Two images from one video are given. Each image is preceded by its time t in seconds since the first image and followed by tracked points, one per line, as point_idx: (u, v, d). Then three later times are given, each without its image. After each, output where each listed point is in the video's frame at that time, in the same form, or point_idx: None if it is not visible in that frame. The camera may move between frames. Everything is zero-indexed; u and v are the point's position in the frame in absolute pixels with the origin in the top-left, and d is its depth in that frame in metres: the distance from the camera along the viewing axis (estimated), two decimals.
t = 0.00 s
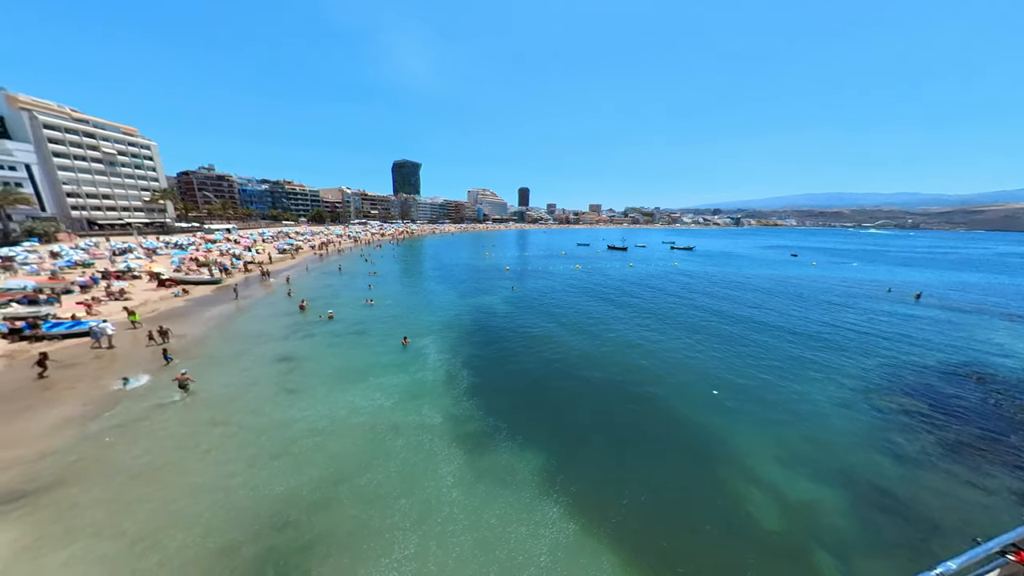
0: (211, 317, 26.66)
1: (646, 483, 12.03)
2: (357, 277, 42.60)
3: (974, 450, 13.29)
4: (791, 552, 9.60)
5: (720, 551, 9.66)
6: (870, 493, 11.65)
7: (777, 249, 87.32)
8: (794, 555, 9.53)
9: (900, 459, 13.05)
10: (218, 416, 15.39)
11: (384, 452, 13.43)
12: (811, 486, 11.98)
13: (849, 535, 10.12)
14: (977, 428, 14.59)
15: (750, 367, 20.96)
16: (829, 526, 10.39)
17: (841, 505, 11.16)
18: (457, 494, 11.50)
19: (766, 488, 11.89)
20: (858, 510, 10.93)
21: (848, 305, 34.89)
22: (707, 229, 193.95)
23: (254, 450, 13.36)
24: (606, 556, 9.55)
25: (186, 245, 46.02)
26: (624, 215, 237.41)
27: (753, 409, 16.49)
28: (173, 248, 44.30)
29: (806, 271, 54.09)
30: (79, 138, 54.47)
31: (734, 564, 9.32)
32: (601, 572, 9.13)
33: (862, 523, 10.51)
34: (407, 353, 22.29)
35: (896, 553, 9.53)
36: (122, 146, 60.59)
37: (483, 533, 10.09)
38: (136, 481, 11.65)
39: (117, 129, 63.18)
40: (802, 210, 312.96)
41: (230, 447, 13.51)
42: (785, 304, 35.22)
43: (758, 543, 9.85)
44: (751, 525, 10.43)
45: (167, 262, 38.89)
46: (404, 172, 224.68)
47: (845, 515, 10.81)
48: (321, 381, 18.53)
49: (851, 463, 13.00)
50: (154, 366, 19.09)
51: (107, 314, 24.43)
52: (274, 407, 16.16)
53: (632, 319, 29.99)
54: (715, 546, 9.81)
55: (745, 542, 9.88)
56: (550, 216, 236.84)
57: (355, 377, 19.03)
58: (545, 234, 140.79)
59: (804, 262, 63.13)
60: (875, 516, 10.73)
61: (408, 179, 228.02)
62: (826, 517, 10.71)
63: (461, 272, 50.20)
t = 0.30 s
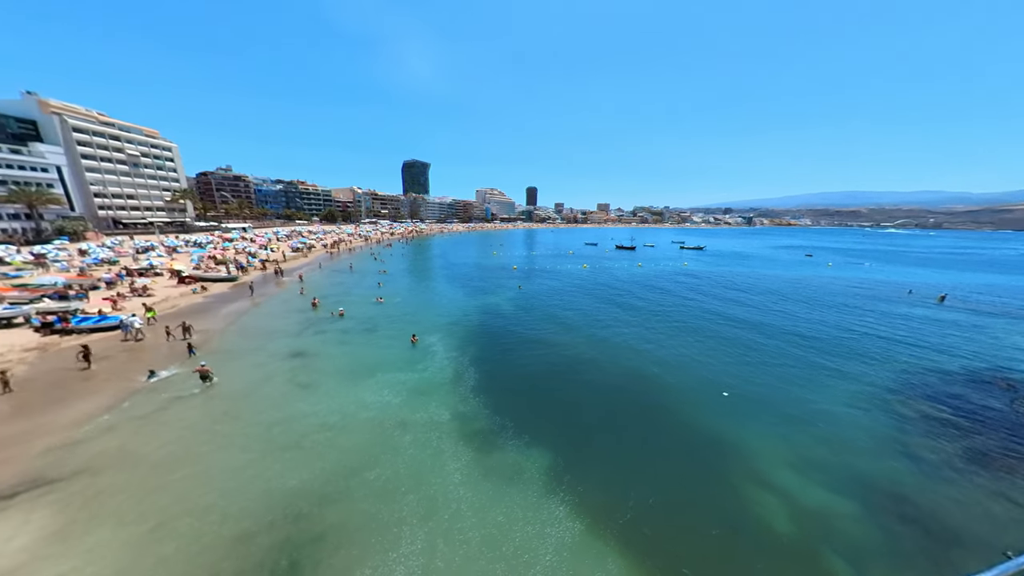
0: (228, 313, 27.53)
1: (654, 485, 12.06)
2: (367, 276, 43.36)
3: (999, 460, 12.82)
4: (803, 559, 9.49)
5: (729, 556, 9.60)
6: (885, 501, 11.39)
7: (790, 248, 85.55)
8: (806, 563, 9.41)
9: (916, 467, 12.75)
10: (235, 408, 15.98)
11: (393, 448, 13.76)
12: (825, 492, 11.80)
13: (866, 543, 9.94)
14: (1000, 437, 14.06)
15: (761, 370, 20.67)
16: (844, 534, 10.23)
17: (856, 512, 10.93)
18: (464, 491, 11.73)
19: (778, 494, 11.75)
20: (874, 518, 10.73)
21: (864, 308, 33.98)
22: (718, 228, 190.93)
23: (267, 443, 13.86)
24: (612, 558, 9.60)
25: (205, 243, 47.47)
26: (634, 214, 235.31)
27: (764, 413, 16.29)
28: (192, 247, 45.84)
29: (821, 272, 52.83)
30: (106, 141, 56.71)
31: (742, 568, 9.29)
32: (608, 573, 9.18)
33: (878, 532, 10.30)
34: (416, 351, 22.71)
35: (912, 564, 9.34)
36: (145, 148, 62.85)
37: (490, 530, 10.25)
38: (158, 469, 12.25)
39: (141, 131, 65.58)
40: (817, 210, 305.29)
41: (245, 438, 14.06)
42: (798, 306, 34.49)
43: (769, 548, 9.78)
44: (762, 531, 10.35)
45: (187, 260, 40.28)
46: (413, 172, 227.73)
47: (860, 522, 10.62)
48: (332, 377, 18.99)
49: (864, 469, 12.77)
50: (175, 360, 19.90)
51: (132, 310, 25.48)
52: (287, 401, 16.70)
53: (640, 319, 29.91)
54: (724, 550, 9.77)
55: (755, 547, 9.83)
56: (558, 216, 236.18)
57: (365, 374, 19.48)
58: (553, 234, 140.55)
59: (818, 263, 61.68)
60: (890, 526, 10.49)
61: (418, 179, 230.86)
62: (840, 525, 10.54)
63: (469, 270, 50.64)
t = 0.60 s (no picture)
0: (245, 310, 28.42)
1: (661, 487, 12.07)
2: (377, 274, 44.16)
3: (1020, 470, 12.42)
4: (815, 563, 9.40)
5: (737, 560, 9.57)
6: (899, 509, 11.18)
7: (805, 249, 83.63)
8: (817, 568, 9.30)
9: (933, 475, 12.44)
10: (250, 402, 16.55)
11: (402, 444, 14.09)
12: (840, 498, 11.63)
13: (882, 551, 9.76)
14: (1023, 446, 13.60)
15: (772, 373, 20.37)
16: (858, 541, 10.09)
17: (868, 520, 10.77)
18: (471, 488, 11.96)
19: (790, 498, 11.65)
20: (888, 526, 10.54)
21: (880, 310, 33.20)
22: (729, 228, 187.67)
23: (280, 436, 14.32)
24: (618, 558, 9.68)
25: (222, 241, 48.97)
26: (642, 214, 232.28)
27: (774, 417, 16.09)
28: (210, 245, 47.31)
29: (836, 273, 51.58)
30: (130, 143, 58.86)
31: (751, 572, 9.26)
32: (613, 574, 9.27)
33: (891, 540, 10.12)
34: (424, 349, 23.09)
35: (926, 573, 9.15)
36: (167, 150, 65.03)
37: (497, 527, 10.45)
38: (178, 459, 12.81)
39: (163, 134, 67.94)
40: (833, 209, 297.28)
41: (260, 432, 14.55)
42: (811, 308, 33.81)
43: (779, 552, 9.73)
44: (773, 535, 10.26)
45: (206, 258, 41.67)
46: (423, 172, 229.94)
47: (876, 531, 10.44)
48: (342, 373, 19.47)
49: (878, 476, 12.55)
50: (195, 354, 20.65)
51: (154, 306, 26.52)
52: (299, 396, 17.21)
53: (648, 320, 29.75)
54: (732, 554, 9.74)
55: (764, 551, 9.78)
56: (566, 215, 235.23)
57: (374, 371, 19.91)
58: (561, 233, 140.17)
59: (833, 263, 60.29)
60: (904, 535, 10.29)
61: (427, 179, 232.89)
62: (854, 532, 10.39)
63: (477, 269, 51.06)
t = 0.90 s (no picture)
0: (259, 307, 29.33)
1: (667, 489, 12.07)
2: (387, 273, 44.91)
3: None
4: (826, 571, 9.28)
5: (746, 566, 9.52)
6: (913, 518, 10.94)
7: (820, 249, 81.64)
8: None
9: (950, 485, 12.11)
10: (264, 397, 17.14)
11: (409, 441, 14.42)
12: (854, 506, 11.41)
13: (897, 561, 9.58)
14: None
15: (782, 376, 20.05)
16: (872, 550, 9.92)
17: (880, 529, 10.58)
18: (476, 485, 12.18)
19: (802, 505, 11.49)
20: (902, 536, 10.33)
21: (898, 312, 32.30)
22: (741, 227, 184.35)
23: (292, 431, 14.80)
24: (623, 559, 9.75)
25: (239, 241, 50.52)
26: (651, 213, 229.76)
27: (784, 421, 15.86)
28: (227, 244, 48.82)
29: (851, 274, 50.29)
30: (153, 146, 61.09)
31: None
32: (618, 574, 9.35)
33: (904, 550, 9.92)
34: (432, 347, 23.48)
35: None
36: (187, 152, 67.32)
37: (502, 524, 10.64)
38: (196, 450, 13.37)
39: (183, 137, 70.31)
40: (851, 208, 287.93)
41: (272, 426, 15.06)
42: (824, 310, 33.10)
43: (792, 561, 9.61)
44: (784, 543, 10.15)
45: (223, 257, 43.06)
46: (432, 172, 232.05)
47: (893, 541, 10.22)
48: (352, 370, 19.97)
49: (892, 484, 12.28)
50: (212, 349, 21.42)
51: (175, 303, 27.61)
52: (310, 391, 17.75)
53: (655, 320, 29.61)
54: (739, 559, 9.71)
55: (773, 558, 9.71)
56: (574, 215, 234.44)
57: (383, 368, 20.36)
58: (570, 233, 139.89)
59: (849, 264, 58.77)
60: (918, 544, 10.09)
61: (437, 179, 234.88)
62: (869, 541, 10.19)
63: (484, 269, 51.49)
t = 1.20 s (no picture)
0: (273, 304, 30.22)
1: (673, 491, 12.11)
2: (396, 272, 45.63)
3: None
4: None
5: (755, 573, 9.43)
6: (930, 529, 10.65)
7: (836, 250, 79.48)
8: None
9: (969, 494, 11.77)
10: (278, 391, 17.73)
11: (415, 438, 14.73)
12: (868, 515, 11.19)
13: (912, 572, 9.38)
14: None
15: (793, 380, 19.68)
16: (888, 560, 9.73)
17: (894, 539, 10.34)
18: (481, 483, 12.39)
19: (814, 512, 11.33)
20: (916, 546, 10.12)
21: (916, 315, 31.33)
22: (753, 228, 180.99)
23: (304, 425, 15.30)
24: (628, 561, 9.80)
25: (254, 240, 52.02)
26: (660, 213, 227.64)
27: (795, 427, 15.63)
28: (244, 243, 50.34)
29: (869, 276, 48.83)
30: (175, 148, 63.28)
31: None
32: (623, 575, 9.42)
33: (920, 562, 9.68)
34: (439, 345, 23.86)
35: None
36: (206, 154, 69.51)
37: (506, 524, 10.77)
38: (213, 441, 13.98)
39: (203, 140, 72.63)
40: (870, 207, 279.53)
41: (285, 419, 15.61)
42: (838, 312, 32.33)
43: (805, 568, 9.49)
44: (794, 551, 10.03)
45: (240, 255, 44.46)
46: (441, 172, 234.95)
47: (909, 551, 10.00)
48: (360, 367, 20.42)
49: (907, 493, 11.98)
50: (228, 345, 22.15)
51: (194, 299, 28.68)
52: (321, 387, 18.28)
53: (662, 321, 29.46)
54: (748, 565, 9.65)
55: (783, 565, 9.61)
56: (582, 215, 233.30)
57: (391, 365, 20.80)
58: (577, 233, 139.35)
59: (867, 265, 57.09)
60: (932, 556, 9.87)
61: (445, 180, 237.75)
62: (884, 551, 10.00)
63: (491, 268, 51.86)
